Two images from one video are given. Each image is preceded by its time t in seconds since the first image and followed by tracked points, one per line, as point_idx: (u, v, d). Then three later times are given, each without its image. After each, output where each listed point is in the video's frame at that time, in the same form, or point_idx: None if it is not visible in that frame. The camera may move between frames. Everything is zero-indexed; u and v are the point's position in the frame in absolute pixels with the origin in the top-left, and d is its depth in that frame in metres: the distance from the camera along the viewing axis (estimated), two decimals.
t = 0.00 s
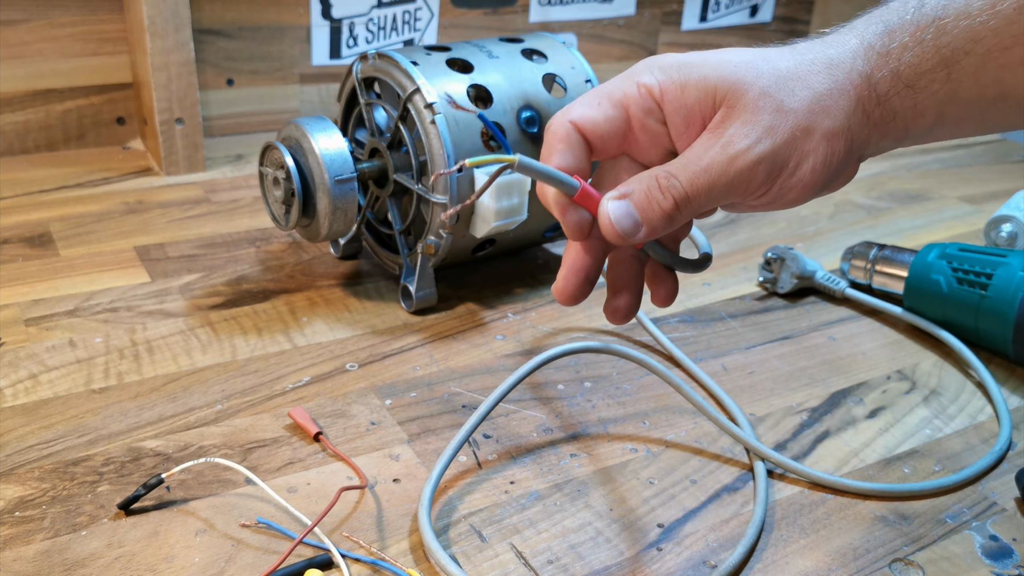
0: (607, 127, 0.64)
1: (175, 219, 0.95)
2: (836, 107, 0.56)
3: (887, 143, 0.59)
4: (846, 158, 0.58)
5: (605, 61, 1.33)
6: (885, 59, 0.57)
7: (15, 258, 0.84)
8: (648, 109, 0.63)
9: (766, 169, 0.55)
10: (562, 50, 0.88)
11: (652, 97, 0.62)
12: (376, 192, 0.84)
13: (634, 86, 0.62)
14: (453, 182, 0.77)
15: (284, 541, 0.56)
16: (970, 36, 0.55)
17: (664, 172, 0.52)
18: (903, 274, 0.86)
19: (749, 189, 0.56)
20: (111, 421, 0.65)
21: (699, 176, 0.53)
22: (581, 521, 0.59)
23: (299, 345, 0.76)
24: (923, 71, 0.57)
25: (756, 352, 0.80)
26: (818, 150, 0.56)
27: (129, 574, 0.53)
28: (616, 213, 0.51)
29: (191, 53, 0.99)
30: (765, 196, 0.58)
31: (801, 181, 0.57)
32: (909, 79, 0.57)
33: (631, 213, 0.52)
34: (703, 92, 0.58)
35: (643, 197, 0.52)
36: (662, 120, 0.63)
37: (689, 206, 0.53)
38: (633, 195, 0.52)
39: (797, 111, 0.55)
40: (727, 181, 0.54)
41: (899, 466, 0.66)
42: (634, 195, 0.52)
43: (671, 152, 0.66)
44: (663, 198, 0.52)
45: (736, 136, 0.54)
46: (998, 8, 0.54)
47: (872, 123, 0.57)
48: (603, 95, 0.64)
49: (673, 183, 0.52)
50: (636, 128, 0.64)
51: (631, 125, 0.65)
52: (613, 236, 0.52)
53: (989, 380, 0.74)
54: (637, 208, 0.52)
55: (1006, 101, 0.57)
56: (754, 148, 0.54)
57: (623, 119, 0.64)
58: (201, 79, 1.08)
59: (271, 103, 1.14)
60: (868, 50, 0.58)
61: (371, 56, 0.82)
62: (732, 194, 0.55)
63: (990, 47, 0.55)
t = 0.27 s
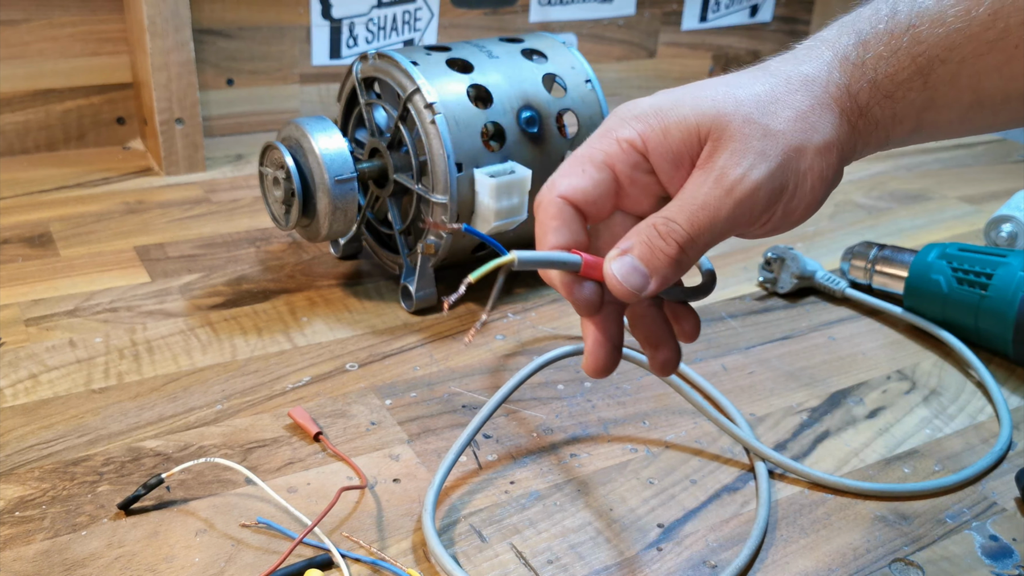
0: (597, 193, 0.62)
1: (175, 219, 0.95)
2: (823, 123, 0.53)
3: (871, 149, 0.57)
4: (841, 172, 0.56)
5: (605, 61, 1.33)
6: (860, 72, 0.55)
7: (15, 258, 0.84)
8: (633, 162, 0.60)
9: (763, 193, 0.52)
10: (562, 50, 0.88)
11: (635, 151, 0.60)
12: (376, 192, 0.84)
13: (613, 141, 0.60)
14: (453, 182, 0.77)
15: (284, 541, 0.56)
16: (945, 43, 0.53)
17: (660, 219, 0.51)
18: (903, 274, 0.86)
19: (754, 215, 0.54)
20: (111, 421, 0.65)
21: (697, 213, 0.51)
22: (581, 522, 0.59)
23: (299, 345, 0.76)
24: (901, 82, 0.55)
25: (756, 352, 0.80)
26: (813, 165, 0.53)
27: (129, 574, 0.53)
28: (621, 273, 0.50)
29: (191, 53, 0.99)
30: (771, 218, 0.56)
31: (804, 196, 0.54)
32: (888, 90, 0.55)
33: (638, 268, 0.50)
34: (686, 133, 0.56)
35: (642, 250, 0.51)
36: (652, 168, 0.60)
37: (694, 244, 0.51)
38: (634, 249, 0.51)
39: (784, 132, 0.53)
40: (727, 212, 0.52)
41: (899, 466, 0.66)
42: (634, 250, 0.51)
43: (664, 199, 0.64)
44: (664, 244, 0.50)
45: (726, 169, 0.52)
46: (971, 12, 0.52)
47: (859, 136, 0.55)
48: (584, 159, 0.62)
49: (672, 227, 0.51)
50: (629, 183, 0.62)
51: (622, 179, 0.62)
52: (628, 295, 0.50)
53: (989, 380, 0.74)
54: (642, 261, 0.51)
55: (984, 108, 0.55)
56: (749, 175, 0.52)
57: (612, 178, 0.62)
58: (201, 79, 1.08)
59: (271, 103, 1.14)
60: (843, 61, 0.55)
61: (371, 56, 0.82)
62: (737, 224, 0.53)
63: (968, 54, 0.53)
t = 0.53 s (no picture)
0: (611, 174, 0.60)
1: (176, 219, 0.95)
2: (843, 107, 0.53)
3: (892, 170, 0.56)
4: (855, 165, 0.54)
5: (605, 61, 1.33)
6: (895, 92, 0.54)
7: (15, 258, 0.84)
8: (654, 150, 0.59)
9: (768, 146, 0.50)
10: (562, 50, 0.88)
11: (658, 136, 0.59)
12: (376, 192, 0.84)
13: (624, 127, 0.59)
14: (453, 182, 0.77)
15: (284, 541, 0.56)
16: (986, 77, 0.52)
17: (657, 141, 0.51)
18: (903, 274, 0.86)
19: (757, 162, 0.51)
20: (111, 421, 0.65)
21: (696, 138, 0.50)
22: (581, 522, 0.59)
23: (299, 345, 0.76)
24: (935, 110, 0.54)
25: (756, 353, 0.80)
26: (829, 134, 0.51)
27: (129, 574, 0.53)
28: (615, 201, 0.53)
29: (191, 53, 0.99)
30: (778, 187, 0.53)
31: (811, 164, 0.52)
32: (921, 109, 0.54)
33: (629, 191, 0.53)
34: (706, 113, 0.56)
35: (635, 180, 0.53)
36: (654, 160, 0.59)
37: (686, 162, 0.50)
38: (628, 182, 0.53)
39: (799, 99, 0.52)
40: (727, 151, 0.50)
41: (899, 466, 0.66)
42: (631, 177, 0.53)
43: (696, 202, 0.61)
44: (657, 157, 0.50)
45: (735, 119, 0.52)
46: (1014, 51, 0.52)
47: (878, 138, 0.54)
48: (587, 143, 0.60)
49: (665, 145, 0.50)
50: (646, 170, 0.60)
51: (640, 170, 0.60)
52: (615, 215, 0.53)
53: (989, 380, 0.74)
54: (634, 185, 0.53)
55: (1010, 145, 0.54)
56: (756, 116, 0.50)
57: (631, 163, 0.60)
58: (201, 79, 1.08)
59: (271, 104, 1.14)
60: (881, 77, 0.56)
61: (371, 56, 0.82)
62: (737, 162, 0.51)
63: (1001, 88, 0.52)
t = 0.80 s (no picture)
0: (636, 120, 0.65)
1: (176, 219, 0.95)
2: (869, 93, 0.58)
3: (917, 150, 0.61)
4: (872, 145, 0.60)
5: (605, 61, 1.33)
6: (928, 80, 0.59)
7: (15, 258, 0.84)
8: (674, 98, 0.64)
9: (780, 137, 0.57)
10: (562, 50, 0.88)
11: (679, 87, 0.64)
12: (376, 192, 0.84)
13: (660, 78, 0.64)
14: (453, 182, 0.77)
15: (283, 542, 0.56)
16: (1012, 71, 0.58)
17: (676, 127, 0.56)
18: (903, 274, 0.86)
19: (767, 153, 0.58)
20: (111, 421, 0.65)
21: (715, 136, 0.56)
22: (581, 521, 0.59)
23: (299, 345, 0.76)
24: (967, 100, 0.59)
25: (756, 352, 0.80)
26: (842, 124, 0.58)
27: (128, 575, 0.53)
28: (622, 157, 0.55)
29: (191, 53, 0.99)
30: (790, 166, 0.60)
31: (821, 154, 0.58)
32: (955, 96, 0.59)
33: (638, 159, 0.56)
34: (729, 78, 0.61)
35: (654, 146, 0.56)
36: (691, 114, 0.64)
37: (701, 158, 0.56)
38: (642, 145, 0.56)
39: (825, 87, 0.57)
40: (744, 143, 0.57)
41: (899, 466, 0.66)
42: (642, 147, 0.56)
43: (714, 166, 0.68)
44: (672, 144, 0.55)
45: (759, 102, 0.57)
46: None
47: (906, 120, 0.59)
48: (628, 89, 0.65)
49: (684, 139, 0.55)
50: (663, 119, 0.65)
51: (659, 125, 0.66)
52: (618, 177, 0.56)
53: (989, 380, 0.74)
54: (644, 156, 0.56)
55: None
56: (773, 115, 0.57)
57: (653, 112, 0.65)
58: (201, 79, 1.08)
59: (271, 103, 1.14)
60: (916, 57, 0.60)
61: (371, 56, 0.82)
62: (746, 157, 0.58)
63: None
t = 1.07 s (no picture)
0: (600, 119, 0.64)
1: (176, 219, 0.95)
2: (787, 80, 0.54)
3: (852, 151, 0.56)
4: (778, 132, 0.55)
5: (605, 61, 1.33)
6: (868, 80, 0.55)
7: (15, 258, 0.84)
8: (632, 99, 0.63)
9: (681, 93, 0.52)
10: (562, 50, 0.88)
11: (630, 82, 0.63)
12: (376, 192, 0.84)
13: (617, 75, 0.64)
14: (453, 182, 0.77)
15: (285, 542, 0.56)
16: (950, 74, 0.53)
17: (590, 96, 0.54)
18: (903, 274, 0.86)
19: (651, 122, 0.54)
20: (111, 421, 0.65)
21: (617, 95, 0.53)
22: (581, 521, 0.59)
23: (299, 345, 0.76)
24: (900, 99, 0.53)
25: (756, 352, 0.80)
26: (751, 92, 0.53)
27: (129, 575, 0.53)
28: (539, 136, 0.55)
29: (191, 53, 0.99)
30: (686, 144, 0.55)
31: (724, 118, 0.53)
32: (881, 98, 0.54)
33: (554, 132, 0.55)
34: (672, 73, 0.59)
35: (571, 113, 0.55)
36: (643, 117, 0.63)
37: (598, 126, 0.53)
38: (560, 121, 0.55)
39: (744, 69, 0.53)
40: (645, 106, 0.53)
41: (899, 466, 0.66)
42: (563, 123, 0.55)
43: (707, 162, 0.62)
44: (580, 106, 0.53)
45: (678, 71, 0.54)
46: (983, 56, 0.52)
47: (826, 115, 0.55)
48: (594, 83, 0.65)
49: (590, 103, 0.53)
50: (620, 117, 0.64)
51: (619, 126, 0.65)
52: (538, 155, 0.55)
53: (988, 381, 0.74)
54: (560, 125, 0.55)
55: (975, 151, 0.52)
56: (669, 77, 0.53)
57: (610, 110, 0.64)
58: (201, 79, 1.08)
59: (271, 104, 1.14)
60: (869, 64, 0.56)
61: (371, 56, 0.82)
62: (645, 124, 0.54)
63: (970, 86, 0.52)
